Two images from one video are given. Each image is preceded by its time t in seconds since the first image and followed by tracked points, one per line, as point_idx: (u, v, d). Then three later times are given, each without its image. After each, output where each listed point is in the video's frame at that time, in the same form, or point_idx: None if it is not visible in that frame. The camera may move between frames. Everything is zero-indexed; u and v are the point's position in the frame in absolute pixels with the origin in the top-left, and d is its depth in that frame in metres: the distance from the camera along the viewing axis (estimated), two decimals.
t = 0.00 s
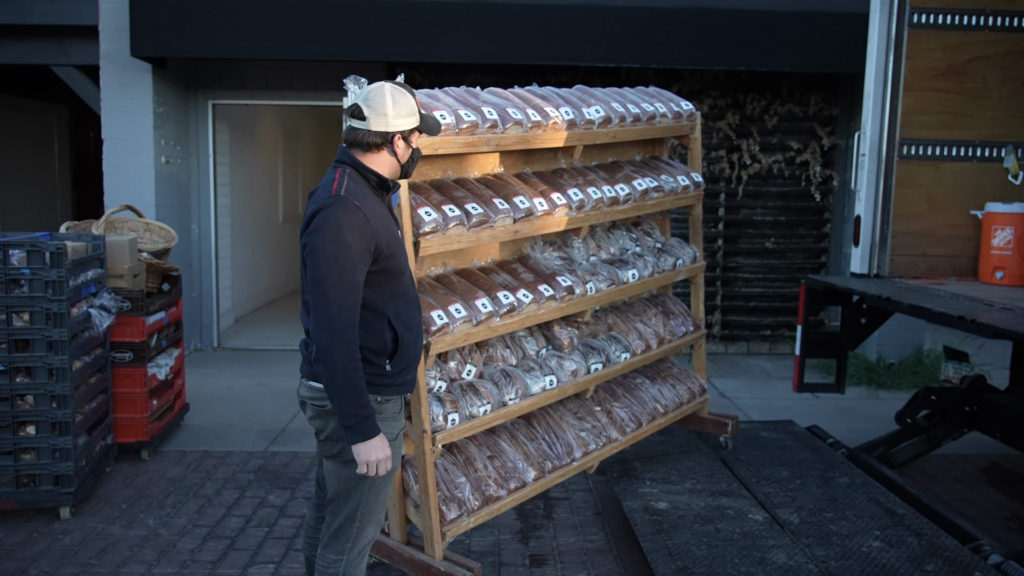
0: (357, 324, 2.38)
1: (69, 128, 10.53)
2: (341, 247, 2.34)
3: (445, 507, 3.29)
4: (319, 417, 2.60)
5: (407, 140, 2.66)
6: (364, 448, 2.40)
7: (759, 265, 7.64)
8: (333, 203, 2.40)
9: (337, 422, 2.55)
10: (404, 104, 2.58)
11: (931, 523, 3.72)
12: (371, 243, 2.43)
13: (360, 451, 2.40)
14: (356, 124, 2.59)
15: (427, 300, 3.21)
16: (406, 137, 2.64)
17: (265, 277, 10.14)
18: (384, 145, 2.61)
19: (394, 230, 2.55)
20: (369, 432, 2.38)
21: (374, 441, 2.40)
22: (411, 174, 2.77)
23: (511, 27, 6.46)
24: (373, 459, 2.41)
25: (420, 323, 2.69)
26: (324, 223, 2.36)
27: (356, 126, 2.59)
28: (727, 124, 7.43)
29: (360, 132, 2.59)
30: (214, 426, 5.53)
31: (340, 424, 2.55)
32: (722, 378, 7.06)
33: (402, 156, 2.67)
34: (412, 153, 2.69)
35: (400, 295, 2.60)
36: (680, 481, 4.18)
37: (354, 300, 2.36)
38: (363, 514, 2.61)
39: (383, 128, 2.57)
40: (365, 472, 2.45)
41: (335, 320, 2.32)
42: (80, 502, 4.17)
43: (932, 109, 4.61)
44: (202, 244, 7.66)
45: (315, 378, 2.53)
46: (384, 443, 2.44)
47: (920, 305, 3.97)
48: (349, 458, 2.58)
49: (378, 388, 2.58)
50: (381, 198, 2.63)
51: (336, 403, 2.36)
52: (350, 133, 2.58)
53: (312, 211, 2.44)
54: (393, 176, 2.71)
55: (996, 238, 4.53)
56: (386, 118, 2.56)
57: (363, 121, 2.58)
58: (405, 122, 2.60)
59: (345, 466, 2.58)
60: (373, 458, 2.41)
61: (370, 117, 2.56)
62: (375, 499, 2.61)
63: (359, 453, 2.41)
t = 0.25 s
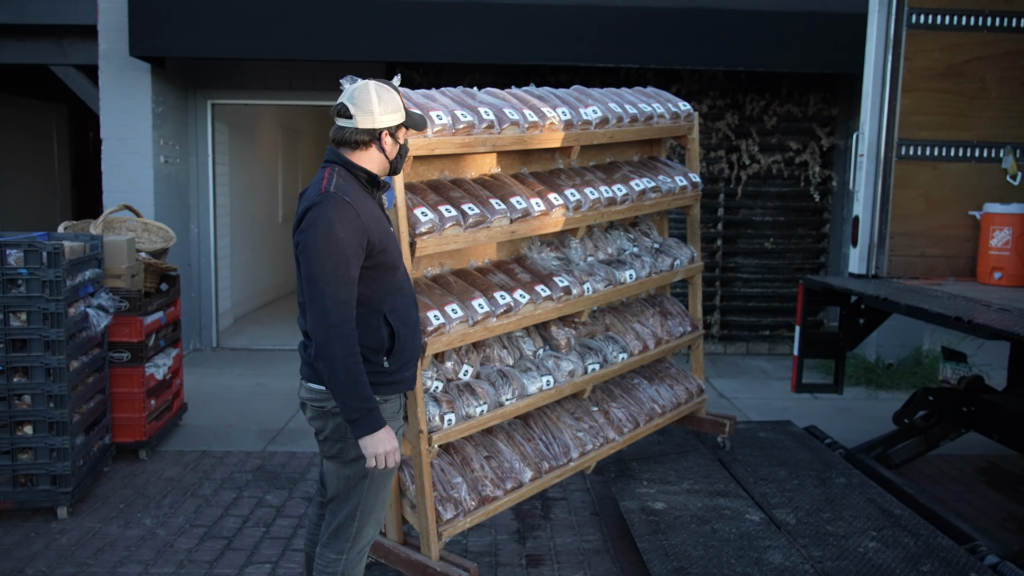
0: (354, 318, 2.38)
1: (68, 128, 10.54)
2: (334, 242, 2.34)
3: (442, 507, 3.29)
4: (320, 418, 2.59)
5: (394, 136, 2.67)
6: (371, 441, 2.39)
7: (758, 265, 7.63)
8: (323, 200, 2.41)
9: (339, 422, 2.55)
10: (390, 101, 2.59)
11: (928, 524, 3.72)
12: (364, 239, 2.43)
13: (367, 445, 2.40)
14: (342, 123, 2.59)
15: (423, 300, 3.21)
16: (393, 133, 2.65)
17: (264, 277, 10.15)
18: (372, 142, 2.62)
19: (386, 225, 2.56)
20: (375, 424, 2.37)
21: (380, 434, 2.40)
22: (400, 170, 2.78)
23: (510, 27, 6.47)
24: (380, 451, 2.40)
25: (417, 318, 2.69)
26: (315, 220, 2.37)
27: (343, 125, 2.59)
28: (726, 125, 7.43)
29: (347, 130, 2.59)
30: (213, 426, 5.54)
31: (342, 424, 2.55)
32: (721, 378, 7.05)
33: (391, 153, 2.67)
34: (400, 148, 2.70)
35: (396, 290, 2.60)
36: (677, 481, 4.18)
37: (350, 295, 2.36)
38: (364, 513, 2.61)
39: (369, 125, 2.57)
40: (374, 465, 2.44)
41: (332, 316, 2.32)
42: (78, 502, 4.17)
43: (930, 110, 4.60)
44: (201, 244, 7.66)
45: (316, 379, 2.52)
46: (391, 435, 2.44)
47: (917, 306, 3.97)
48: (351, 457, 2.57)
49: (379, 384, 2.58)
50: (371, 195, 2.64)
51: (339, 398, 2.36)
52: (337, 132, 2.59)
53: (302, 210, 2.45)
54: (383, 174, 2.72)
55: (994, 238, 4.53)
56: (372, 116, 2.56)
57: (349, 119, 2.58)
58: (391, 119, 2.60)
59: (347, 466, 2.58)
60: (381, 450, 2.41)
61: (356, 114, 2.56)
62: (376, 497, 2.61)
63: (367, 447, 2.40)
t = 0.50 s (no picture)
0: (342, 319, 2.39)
1: (69, 127, 10.56)
2: (324, 243, 2.35)
3: (436, 507, 3.29)
4: (310, 419, 2.60)
5: (389, 138, 2.67)
6: (355, 443, 2.40)
7: (757, 266, 7.62)
8: (314, 201, 2.41)
9: (328, 423, 2.55)
10: (385, 102, 2.60)
11: (924, 526, 3.71)
12: (354, 239, 2.44)
13: (350, 447, 2.41)
14: (337, 123, 2.60)
15: (418, 301, 3.21)
16: (388, 135, 2.66)
17: (264, 276, 10.15)
18: (367, 143, 2.62)
19: (377, 226, 2.56)
20: (358, 427, 2.38)
21: (363, 436, 2.41)
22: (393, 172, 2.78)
23: (509, 27, 6.46)
24: (363, 454, 2.41)
25: (407, 319, 2.69)
26: (306, 219, 2.37)
27: (338, 125, 2.60)
28: (726, 125, 7.42)
29: (341, 130, 2.60)
30: (210, 425, 5.54)
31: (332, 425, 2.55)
32: (719, 379, 7.05)
33: (384, 155, 2.68)
34: (394, 150, 2.70)
35: (386, 291, 2.60)
36: (672, 483, 4.17)
37: (339, 296, 2.36)
38: (356, 515, 2.61)
39: (364, 127, 2.58)
40: (357, 468, 2.45)
41: (319, 316, 2.33)
42: (74, 500, 4.17)
43: (929, 111, 4.60)
44: (200, 243, 7.67)
45: (304, 380, 2.52)
46: (375, 438, 2.45)
47: (914, 307, 3.96)
48: (340, 459, 2.58)
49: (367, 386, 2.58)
50: (363, 196, 2.64)
51: (324, 400, 2.36)
52: (332, 133, 2.59)
53: (293, 210, 2.46)
54: (376, 176, 2.71)
55: (992, 240, 4.53)
56: (368, 117, 2.57)
57: (344, 120, 2.59)
58: (386, 120, 2.61)
59: (336, 468, 2.58)
60: (364, 453, 2.42)
61: (352, 115, 2.57)
62: (368, 498, 2.61)
63: (350, 449, 2.41)
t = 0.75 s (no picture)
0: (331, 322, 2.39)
1: (70, 126, 10.58)
2: (314, 245, 2.35)
3: (428, 507, 3.29)
4: (298, 418, 2.60)
5: (382, 140, 2.67)
6: (336, 447, 2.40)
7: (756, 267, 7.61)
8: (306, 202, 2.41)
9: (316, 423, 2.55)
10: (380, 105, 2.60)
11: (918, 528, 3.70)
12: (345, 242, 2.44)
13: (331, 451, 2.40)
14: (330, 123, 2.60)
15: (411, 301, 3.21)
16: (381, 137, 2.65)
17: (264, 276, 10.15)
18: (359, 145, 2.62)
19: (369, 229, 2.56)
20: (341, 430, 2.38)
21: (345, 440, 2.40)
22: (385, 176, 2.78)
23: (507, 27, 6.46)
24: (344, 458, 2.41)
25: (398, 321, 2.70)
26: (298, 221, 2.37)
27: (331, 125, 2.59)
28: (726, 126, 7.41)
29: (334, 130, 2.59)
30: (207, 424, 5.55)
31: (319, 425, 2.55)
32: (717, 380, 7.04)
33: (376, 157, 2.67)
34: (386, 153, 2.70)
35: (376, 293, 2.61)
36: (668, 484, 4.17)
37: (328, 299, 2.37)
38: (343, 516, 2.61)
39: (358, 127, 2.58)
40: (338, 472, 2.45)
41: (309, 319, 2.33)
42: (69, 499, 4.18)
43: (926, 113, 4.59)
44: (200, 243, 7.68)
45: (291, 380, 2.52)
46: (356, 442, 2.44)
47: (910, 309, 3.95)
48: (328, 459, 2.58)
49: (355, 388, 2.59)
50: (354, 198, 2.64)
51: (310, 401, 2.36)
52: (325, 132, 2.58)
53: (286, 210, 2.46)
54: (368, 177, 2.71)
55: (990, 242, 4.51)
56: (361, 118, 2.57)
57: (338, 120, 2.58)
58: (380, 123, 2.61)
59: (323, 468, 2.59)
60: (345, 457, 2.41)
61: (345, 115, 2.57)
62: (356, 499, 2.61)
63: (331, 453, 2.41)
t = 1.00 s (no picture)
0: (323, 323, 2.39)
1: (73, 127, 10.62)
2: (307, 246, 2.35)
3: (423, 508, 3.29)
4: (291, 417, 2.60)
5: (378, 142, 2.67)
6: (337, 445, 2.40)
7: (757, 267, 7.59)
8: (298, 203, 2.41)
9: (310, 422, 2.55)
10: (377, 106, 2.60)
11: (916, 529, 3.69)
12: (337, 243, 2.44)
13: (332, 449, 2.41)
14: (326, 122, 2.60)
15: (405, 301, 3.21)
16: (376, 139, 2.65)
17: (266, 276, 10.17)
18: (354, 146, 2.62)
19: (361, 230, 2.57)
20: (340, 429, 2.39)
21: (345, 438, 2.41)
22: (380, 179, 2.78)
23: (507, 28, 6.46)
24: (345, 456, 2.41)
25: (390, 322, 2.70)
26: (290, 222, 2.37)
27: (327, 124, 2.60)
28: (726, 126, 7.40)
29: (330, 130, 2.59)
30: (206, 424, 5.56)
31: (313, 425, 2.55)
32: (718, 381, 7.02)
33: (371, 158, 2.67)
34: (382, 156, 2.70)
35: (368, 295, 2.61)
36: (665, 484, 4.16)
37: (321, 300, 2.36)
38: (336, 516, 2.62)
39: (353, 128, 2.58)
40: (339, 469, 2.45)
41: (302, 320, 2.33)
42: (68, 499, 4.20)
43: (926, 112, 4.57)
44: (201, 243, 7.69)
45: (286, 380, 2.52)
46: (356, 439, 2.45)
47: (908, 310, 3.93)
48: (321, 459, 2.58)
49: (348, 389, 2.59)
50: (347, 199, 2.65)
51: (306, 400, 2.36)
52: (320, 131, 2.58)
53: (278, 212, 2.45)
54: (362, 179, 2.72)
55: (990, 242, 4.50)
56: (357, 118, 2.57)
57: (334, 119, 2.59)
58: (376, 124, 2.61)
59: (316, 468, 2.59)
60: (346, 455, 2.42)
61: (341, 115, 2.57)
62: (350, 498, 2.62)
63: (332, 451, 2.41)
